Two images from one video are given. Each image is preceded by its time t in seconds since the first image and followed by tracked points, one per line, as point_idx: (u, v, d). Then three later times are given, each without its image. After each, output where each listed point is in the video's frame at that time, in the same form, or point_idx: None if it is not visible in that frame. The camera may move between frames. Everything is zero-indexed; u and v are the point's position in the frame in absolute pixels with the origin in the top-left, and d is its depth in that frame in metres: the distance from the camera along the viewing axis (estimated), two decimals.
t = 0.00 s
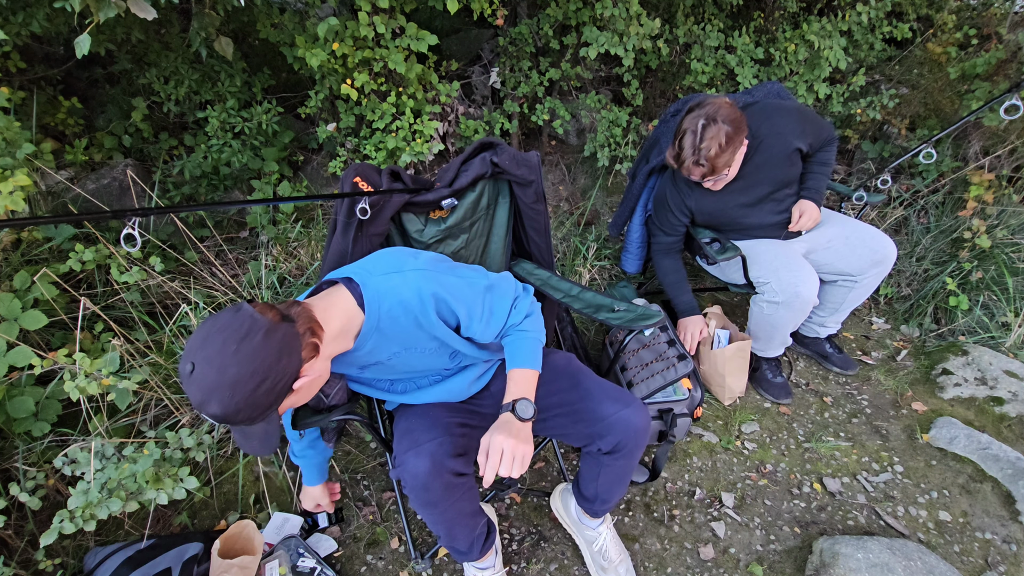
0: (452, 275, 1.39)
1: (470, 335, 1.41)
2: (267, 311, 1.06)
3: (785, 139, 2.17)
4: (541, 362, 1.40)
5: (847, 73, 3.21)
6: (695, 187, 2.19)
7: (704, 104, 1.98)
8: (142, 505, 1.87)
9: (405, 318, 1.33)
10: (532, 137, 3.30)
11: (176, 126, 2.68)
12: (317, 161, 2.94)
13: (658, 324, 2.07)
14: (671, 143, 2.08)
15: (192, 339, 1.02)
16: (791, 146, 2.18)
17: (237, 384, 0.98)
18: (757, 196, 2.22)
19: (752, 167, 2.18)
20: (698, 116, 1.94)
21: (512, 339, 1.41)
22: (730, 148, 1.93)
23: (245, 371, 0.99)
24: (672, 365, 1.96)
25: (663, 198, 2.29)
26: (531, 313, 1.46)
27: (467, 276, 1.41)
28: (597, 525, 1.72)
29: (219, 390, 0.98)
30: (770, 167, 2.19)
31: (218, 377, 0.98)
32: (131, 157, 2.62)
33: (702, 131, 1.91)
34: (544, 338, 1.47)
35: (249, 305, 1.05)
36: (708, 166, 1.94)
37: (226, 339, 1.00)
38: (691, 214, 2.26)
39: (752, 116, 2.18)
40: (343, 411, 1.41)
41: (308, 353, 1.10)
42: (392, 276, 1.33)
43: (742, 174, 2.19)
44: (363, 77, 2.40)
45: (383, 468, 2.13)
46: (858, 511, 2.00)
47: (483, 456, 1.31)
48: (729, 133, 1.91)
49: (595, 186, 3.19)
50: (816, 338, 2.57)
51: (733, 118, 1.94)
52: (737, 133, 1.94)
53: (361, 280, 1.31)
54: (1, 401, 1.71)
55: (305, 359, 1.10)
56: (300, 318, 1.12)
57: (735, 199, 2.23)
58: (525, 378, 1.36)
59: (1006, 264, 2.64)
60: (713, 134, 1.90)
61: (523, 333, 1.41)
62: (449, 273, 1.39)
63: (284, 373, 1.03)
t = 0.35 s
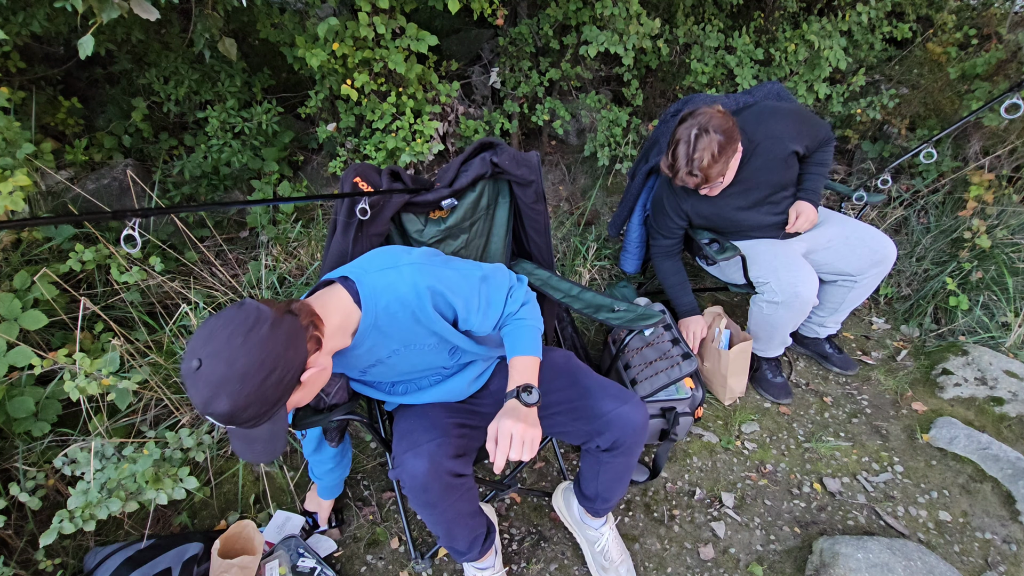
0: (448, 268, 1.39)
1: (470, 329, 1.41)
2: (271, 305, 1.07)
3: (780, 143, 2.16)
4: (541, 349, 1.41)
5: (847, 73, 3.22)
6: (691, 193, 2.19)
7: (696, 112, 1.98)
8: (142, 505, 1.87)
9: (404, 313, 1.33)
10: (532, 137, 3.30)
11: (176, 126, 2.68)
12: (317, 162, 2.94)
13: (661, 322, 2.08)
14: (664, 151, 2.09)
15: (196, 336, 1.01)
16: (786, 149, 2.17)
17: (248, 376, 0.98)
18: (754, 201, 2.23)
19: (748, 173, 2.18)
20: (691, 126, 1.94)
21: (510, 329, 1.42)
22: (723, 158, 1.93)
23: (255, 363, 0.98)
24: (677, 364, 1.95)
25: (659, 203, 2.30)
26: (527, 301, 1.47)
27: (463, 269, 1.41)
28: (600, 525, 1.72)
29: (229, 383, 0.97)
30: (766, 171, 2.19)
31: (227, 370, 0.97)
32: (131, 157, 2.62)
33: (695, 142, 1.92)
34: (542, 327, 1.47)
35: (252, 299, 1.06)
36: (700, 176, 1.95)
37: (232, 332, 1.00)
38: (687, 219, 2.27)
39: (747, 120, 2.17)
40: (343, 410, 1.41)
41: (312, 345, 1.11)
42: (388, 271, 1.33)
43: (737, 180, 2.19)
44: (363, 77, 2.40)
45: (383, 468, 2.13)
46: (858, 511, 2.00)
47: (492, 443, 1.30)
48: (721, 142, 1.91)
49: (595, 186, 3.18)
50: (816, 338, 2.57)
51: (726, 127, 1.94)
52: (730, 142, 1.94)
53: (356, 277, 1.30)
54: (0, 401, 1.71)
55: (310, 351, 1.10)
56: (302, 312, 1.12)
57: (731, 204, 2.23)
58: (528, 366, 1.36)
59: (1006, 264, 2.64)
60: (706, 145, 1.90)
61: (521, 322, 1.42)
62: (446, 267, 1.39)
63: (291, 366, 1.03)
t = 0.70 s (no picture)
0: (486, 263, 1.40)
1: (496, 326, 1.42)
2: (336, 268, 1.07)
3: (780, 144, 2.16)
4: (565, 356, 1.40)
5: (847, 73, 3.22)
6: (691, 196, 2.19)
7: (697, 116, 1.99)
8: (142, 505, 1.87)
9: (438, 299, 1.33)
10: (532, 137, 3.30)
11: (176, 126, 2.68)
12: (317, 161, 2.94)
13: (659, 323, 2.08)
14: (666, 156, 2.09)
15: (265, 290, 0.99)
16: (786, 150, 2.17)
17: (326, 325, 0.97)
18: (754, 202, 2.22)
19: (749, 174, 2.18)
20: (692, 130, 1.94)
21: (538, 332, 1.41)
22: (726, 161, 1.93)
23: (331, 317, 0.98)
24: (672, 365, 1.96)
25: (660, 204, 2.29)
26: (556, 310, 1.46)
27: (501, 266, 1.42)
28: (587, 517, 1.73)
29: (304, 335, 0.96)
30: (766, 173, 2.19)
31: (305, 318, 0.96)
32: (131, 157, 2.62)
33: (698, 145, 1.92)
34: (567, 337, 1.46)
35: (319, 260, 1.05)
36: (703, 180, 1.95)
37: (305, 287, 0.99)
38: (687, 220, 2.27)
39: (747, 122, 2.17)
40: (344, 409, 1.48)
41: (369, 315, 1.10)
42: (432, 258, 1.35)
43: (738, 183, 2.19)
44: (363, 77, 2.40)
45: (383, 468, 2.13)
46: (858, 511, 2.00)
47: (512, 444, 1.29)
48: (723, 146, 1.92)
49: (595, 186, 3.18)
50: (816, 339, 2.57)
51: (728, 130, 1.94)
52: (731, 146, 1.94)
53: (399, 260, 1.31)
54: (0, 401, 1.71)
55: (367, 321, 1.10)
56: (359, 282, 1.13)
57: (732, 206, 2.23)
58: (549, 371, 1.35)
59: (1006, 264, 2.64)
60: (708, 148, 1.91)
61: (547, 326, 1.41)
62: (488, 263, 1.41)
63: (360, 323, 1.04)
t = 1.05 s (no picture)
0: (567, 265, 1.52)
1: (556, 324, 1.51)
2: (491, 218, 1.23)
3: (781, 147, 2.16)
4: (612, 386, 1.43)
5: (847, 73, 3.22)
6: (692, 201, 2.20)
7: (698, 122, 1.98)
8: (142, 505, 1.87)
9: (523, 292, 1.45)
10: (532, 137, 3.30)
11: (176, 126, 2.68)
12: (317, 161, 2.94)
13: (659, 323, 2.04)
14: (668, 161, 2.09)
15: (443, 215, 1.14)
16: (788, 152, 2.17)
17: (480, 260, 1.11)
18: (755, 204, 2.22)
19: (750, 179, 2.19)
20: (694, 137, 1.94)
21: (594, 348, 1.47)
22: (728, 168, 1.94)
23: (495, 254, 1.14)
24: (673, 365, 1.97)
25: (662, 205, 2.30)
26: (615, 336, 1.51)
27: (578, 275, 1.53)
28: (587, 516, 1.71)
29: (474, 262, 1.11)
30: (766, 176, 2.19)
31: (478, 246, 1.11)
32: (131, 157, 2.62)
33: (700, 153, 1.92)
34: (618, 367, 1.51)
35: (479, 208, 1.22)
36: (706, 187, 1.96)
37: (479, 223, 1.15)
38: (686, 223, 2.28)
39: (746, 125, 2.17)
40: (344, 410, 1.40)
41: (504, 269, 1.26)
42: (536, 260, 1.46)
43: (739, 186, 2.19)
44: (363, 77, 2.40)
45: (383, 468, 2.14)
46: (858, 511, 2.00)
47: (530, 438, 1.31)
48: (726, 153, 1.92)
49: (595, 186, 3.18)
50: (816, 339, 2.57)
51: (730, 137, 1.94)
52: (734, 152, 1.94)
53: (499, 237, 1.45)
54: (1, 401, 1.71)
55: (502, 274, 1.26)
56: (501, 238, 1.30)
57: (733, 209, 2.23)
58: (592, 390, 1.39)
59: (1006, 264, 2.64)
60: (711, 155, 1.90)
61: (605, 349, 1.46)
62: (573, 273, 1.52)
63: (500, 274, 1.18)
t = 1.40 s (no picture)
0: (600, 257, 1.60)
1: (587, 316, 1.58)
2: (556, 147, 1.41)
3: (778, 146, 2.16)
4: (624, 384, 1.47)
5: (847, 73, 3.22)
6: (691, 202, 2.20)
7: (693, 123, 1.98)
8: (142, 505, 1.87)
9: (566, 286, 1.52)
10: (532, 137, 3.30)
11: (176, 126, 2.67)
12: (317, 161, 2.94)
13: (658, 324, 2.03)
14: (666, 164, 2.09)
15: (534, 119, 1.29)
16: (784, 149, 2.17)
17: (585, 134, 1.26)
18: (754, 204, 2.23)
19: (749, 178, 2.19)
20: (691, 139, 1.94)
21: (612, 345, 1.53)
22: (726, 168, 1.94)
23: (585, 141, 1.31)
24: (672, 365, 1.98)
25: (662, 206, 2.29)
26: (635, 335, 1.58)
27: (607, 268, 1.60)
28: (588, 514, 1.71)
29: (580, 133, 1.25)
30: (765, 175, 2.19)
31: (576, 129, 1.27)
32: (131, 157, 2.62)
33: (697, 154, 1.92)
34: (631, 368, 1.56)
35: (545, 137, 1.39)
36: (704, 188, 1.95)
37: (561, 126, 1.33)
38: (686, 224, 2.28)
39: (743, 125, 2.16)
40: (344, 410, 1.40)
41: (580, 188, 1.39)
42: (584, 260, 1.53)
43: (737, 186, 2.19)
44: (363, 77, 2.40)
45: (383, 468, 2.14)
46: (858, 511, 2.00)
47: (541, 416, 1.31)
48: (722, 153, 1.92)
49: (594, 186, 3.18)
50: (816, 339, 2.58)
51: (727, 137, 1.94)
52: (730, 152, 1.94)
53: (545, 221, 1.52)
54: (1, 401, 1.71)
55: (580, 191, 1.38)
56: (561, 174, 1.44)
57: (732, 210, 2.24)
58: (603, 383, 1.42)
59: (1006, 264, 2.64)
60: (708, 156, 1.90)
61: (622, 349, 1.51)
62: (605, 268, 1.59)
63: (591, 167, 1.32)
